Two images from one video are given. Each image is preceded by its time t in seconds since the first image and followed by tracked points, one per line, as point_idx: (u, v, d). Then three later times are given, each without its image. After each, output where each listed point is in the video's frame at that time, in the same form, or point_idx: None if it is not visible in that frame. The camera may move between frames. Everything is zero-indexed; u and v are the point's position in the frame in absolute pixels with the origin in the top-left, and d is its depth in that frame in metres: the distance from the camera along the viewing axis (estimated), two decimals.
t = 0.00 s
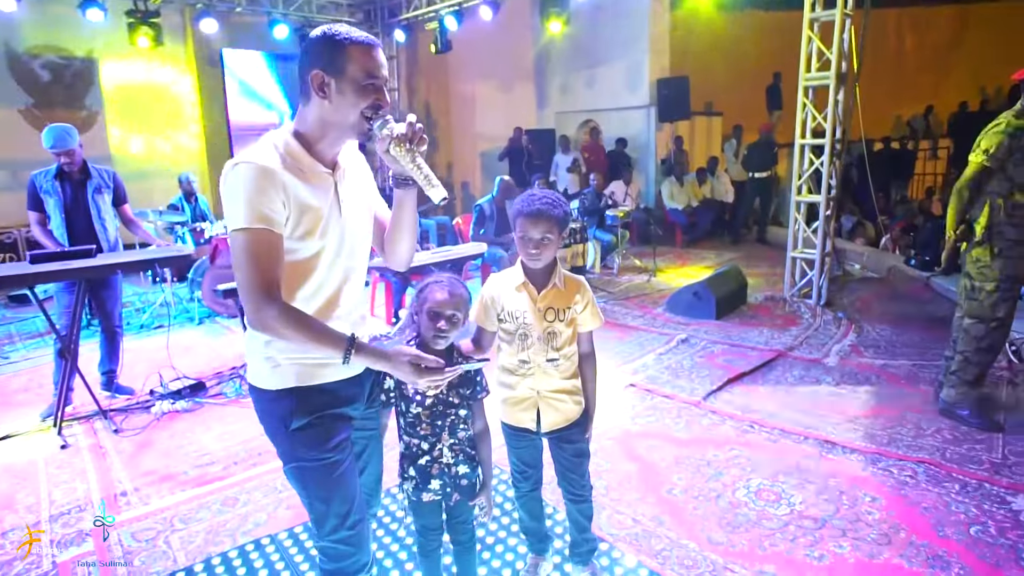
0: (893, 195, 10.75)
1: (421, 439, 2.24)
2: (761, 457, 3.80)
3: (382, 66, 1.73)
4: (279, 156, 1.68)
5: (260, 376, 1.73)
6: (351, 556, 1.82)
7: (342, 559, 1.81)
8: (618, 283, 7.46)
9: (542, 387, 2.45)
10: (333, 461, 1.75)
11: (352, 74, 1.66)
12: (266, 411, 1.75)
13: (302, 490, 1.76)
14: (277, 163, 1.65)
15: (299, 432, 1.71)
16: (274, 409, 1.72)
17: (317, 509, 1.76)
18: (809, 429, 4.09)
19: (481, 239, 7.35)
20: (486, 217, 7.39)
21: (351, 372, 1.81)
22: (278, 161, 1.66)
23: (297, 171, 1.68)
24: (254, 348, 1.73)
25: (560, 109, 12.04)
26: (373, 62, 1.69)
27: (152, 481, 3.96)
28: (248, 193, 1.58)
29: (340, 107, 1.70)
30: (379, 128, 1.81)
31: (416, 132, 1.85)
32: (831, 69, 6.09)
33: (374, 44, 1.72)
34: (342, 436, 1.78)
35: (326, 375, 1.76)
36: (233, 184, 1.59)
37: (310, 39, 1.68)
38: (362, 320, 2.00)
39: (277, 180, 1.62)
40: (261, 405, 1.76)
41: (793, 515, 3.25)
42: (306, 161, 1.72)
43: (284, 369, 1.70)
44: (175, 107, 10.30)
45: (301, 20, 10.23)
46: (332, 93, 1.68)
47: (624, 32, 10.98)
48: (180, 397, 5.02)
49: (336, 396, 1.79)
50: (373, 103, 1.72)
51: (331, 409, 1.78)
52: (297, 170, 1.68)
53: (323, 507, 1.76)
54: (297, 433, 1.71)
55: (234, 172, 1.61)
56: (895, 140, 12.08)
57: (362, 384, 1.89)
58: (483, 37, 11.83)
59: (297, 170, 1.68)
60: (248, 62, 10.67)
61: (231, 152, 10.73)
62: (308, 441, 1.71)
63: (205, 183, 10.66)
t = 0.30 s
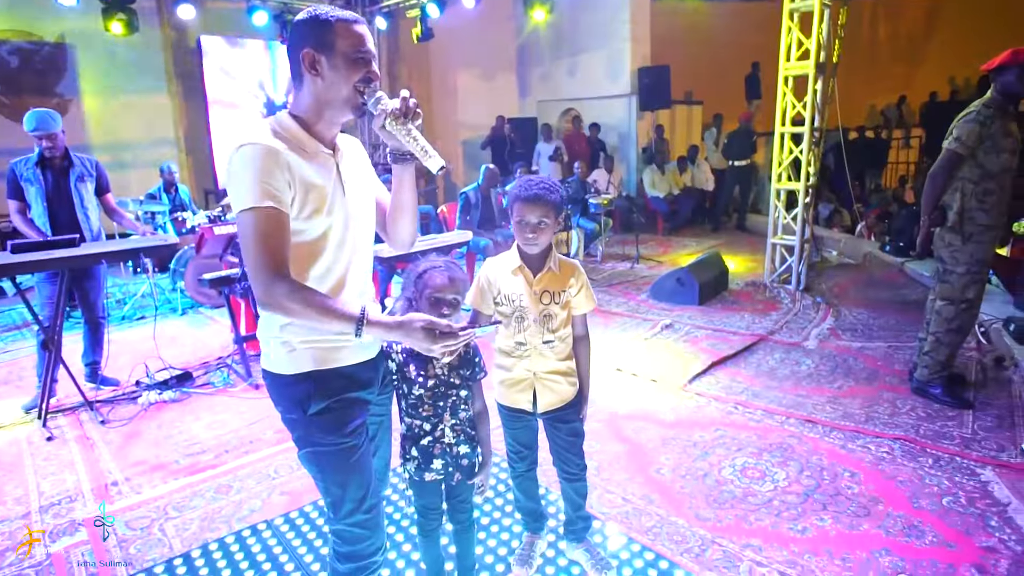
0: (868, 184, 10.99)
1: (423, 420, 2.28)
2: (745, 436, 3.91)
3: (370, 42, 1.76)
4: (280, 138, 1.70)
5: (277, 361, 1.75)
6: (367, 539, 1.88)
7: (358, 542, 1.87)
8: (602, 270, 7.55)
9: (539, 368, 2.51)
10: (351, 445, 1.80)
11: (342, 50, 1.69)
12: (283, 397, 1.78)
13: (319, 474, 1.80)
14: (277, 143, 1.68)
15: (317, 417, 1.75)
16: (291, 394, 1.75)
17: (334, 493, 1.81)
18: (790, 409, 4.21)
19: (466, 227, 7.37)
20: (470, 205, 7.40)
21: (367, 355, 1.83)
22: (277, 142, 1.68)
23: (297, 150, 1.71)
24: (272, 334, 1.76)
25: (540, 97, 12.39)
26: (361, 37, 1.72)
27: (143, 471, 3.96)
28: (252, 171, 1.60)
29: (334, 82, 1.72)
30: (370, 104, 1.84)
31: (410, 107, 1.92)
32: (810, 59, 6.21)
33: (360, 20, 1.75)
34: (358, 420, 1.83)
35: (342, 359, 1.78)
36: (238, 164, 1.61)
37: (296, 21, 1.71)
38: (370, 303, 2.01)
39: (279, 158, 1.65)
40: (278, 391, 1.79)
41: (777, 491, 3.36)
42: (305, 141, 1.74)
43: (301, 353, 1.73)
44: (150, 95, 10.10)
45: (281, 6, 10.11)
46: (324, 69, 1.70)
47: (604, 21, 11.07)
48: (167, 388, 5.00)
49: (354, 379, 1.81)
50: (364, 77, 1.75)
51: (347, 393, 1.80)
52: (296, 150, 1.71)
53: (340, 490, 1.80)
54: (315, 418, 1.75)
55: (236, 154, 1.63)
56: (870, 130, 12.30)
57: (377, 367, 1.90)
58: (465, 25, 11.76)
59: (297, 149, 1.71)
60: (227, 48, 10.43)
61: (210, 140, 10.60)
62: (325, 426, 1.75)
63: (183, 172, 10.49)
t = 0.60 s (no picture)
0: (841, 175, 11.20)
1: (418, 411, 2.30)
2: (726, 423, 3.99)
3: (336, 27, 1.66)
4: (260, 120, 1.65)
5: (282, 354, 1.73)
6: (366, 531, 1.88)
7: (357, 534, 1.87)
8: (582, 261, 7.61)
9: (527, 358, 2.54)
10: (356, 438, 1.81)
11: (309, 37, 1.59)
12: (287, 391, 1.76)
13: (324, 467, 1.79)
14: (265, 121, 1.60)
15: (324, 409, 1.75)
16: (297, 386, 1.73)
17: (336, 485, 1.81)
18: (769, 396, 4.30)
19: (446, 220, 7.36)
20: (451, 198, 7.38)
21: (372, 347, 1.82)
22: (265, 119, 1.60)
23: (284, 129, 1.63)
24: (278, 327, 1.73)
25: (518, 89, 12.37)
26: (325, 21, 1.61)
27: (125, 469, 3.91)
28: (242, 135, 1.50)
29: (305, 66, 1.62)
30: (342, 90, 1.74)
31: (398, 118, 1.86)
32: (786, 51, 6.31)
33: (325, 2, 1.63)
34: (363, 413, 1.83)
35: (349, 351, 1.77)
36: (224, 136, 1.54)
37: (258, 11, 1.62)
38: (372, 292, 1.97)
39: (268, 128, 1.57)
40: (282, 385, 1.77)
41: (757, 475, 3.45)
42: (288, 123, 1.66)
43: (308, 345, 1.71)
44: (121, 87, 9.89)
45: None
46: (292, 58, 1.60)
47: (582, 13, 11.10)
48: (146, 385, 4.93)
49: (359, 371, 1.80)
50: (332, 60, 1.64)
51: (355, 385, 1.79)
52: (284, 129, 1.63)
53: (344, 482, 1.81)
54: (322, 410, 1.74)
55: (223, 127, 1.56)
56: (842, 121, 12.53)
57: (380, 361, 1.89)
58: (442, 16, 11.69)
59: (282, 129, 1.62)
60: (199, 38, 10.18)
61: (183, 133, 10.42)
62: (332, 419, 1.76)
63: (156, 165, 10.30)
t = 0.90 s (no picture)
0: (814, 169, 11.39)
1: (411, 410, 2.30)
2: (709, 415, 4.05)
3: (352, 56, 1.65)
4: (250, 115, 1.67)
5: (276, 355, 1.70)
6: (365, 532, 1.89)
7: (356, 536, 1.88)
8: (563, 256, 7.64)
9: (516, 354, 2.54)
10: (354, 438, 1.80)
11: (320, 60, 1.57)
12: (282, 393, 1.74)
13: (322, 471, 1.79)
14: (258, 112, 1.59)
15: (322, 410, 1.74)
16: (294, 388, 1.71)
17: (335, 487, 1.81)
18: (750, 387, 4.38)
19: (426, 216, 7.34)
20: (431, 194, 7.35)
21: (368, 345, 1.82)
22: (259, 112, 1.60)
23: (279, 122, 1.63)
24: (269, 331, 1.70)
25: (496, 85, 12.36)
26: (341, 46, 1.60)
27: (104, 473, 3.83)
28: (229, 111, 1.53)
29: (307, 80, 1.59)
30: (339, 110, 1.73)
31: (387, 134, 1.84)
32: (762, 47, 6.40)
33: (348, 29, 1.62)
34: (362, 413, 1.81)
35: (345, 349, 1.76)
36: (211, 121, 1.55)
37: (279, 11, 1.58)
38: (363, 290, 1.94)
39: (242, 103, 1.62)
40: (278, 388, 1.74)
41: (741, 466, 3.50)
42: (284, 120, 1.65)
43: (304, 345, 1.69)
44: (89, 83, 9.65)
45: None
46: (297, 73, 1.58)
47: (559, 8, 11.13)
48: (123, 387, 4.84)
49: (358, 368, 1.79)
50: (337, 85, 1.64)
51: (352, 384, 1.78)
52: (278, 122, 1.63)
53: (342, 483, 1.80)
54: (319, 410, 1.73)
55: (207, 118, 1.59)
56: (815, 116, 12.74)
57: (376, 359, 1.88)
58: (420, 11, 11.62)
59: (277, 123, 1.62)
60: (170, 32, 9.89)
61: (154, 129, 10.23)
62: (330, 419, 1.74)
63: (129, 162, 10.11)
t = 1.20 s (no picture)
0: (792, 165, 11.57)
1: (411, 413, 2.32)
2: (698, 411, 4.10)
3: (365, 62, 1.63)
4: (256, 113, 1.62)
5: (261, 360, 1.69)
6: (359, 533, 1.88)
7: (351, 537, 1.87)
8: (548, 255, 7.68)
9: (511, 353, 2.55)
10: (343, 440, 1.78)
11: (332, 67, 1.55)
12: (269, 398, 1.73)
13: (312, 474, 1.77)
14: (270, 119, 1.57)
15: (308, 414, 1.72)
16: (280, 392, 1.70)
17: (327, 490, 1.79)
18: (737, 382, 4.45)
19: (411, 217, 7.32)
20: (415, 195, 7.33)
21: (353, 349, 1.80)
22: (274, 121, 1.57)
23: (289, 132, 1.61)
24: (255, 335, 1.69)
25: (476, 84, 12.36)
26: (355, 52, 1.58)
27: (91, 483, 3.77)
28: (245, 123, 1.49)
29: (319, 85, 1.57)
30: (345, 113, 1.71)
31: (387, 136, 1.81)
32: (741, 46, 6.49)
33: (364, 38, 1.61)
34: (350, 416, 1.80)
35: (332, 353, 1.75)
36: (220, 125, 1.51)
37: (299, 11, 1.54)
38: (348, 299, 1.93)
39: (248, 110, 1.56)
40: (265, 392, 1.74)
41: (731, 460, 3.56)
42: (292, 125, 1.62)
43: (288, 351, 1.68)
44: (63, 84, 9.46)
45: None
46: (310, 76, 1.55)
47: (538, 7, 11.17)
48: (108, 395, 4.76)
49: (342, 373, 1.78)
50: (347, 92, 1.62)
51: (337, 388, 1.76)
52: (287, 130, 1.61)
53: (333, 485, 1.79)
54: (305, 415, 1.71)
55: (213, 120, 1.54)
56: (791, 113, 12.93)
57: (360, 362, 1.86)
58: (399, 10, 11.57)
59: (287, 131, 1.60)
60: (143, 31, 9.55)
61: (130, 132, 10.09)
62: (316, 423, 1.72)
63: (106, 165, 9.95)
